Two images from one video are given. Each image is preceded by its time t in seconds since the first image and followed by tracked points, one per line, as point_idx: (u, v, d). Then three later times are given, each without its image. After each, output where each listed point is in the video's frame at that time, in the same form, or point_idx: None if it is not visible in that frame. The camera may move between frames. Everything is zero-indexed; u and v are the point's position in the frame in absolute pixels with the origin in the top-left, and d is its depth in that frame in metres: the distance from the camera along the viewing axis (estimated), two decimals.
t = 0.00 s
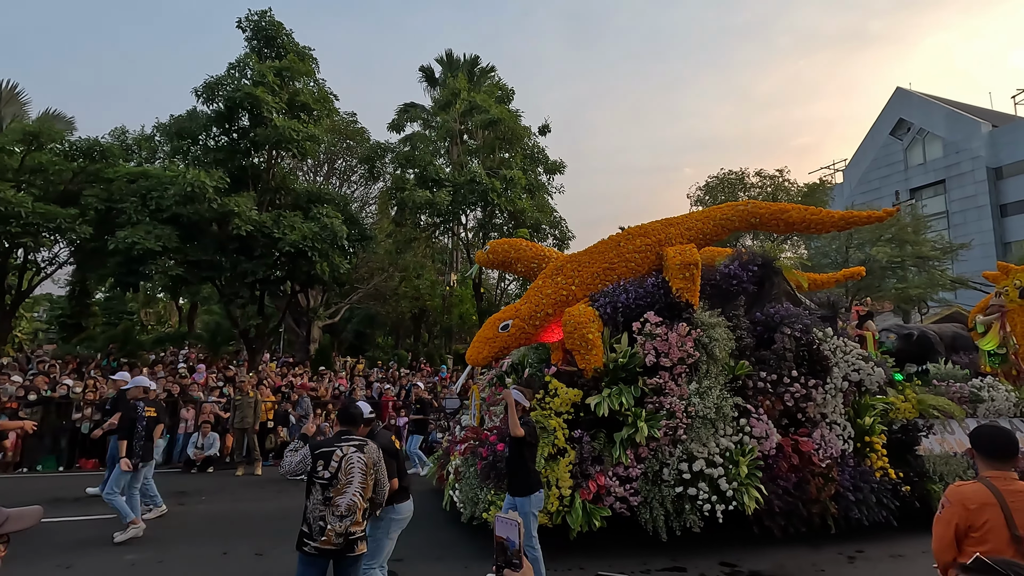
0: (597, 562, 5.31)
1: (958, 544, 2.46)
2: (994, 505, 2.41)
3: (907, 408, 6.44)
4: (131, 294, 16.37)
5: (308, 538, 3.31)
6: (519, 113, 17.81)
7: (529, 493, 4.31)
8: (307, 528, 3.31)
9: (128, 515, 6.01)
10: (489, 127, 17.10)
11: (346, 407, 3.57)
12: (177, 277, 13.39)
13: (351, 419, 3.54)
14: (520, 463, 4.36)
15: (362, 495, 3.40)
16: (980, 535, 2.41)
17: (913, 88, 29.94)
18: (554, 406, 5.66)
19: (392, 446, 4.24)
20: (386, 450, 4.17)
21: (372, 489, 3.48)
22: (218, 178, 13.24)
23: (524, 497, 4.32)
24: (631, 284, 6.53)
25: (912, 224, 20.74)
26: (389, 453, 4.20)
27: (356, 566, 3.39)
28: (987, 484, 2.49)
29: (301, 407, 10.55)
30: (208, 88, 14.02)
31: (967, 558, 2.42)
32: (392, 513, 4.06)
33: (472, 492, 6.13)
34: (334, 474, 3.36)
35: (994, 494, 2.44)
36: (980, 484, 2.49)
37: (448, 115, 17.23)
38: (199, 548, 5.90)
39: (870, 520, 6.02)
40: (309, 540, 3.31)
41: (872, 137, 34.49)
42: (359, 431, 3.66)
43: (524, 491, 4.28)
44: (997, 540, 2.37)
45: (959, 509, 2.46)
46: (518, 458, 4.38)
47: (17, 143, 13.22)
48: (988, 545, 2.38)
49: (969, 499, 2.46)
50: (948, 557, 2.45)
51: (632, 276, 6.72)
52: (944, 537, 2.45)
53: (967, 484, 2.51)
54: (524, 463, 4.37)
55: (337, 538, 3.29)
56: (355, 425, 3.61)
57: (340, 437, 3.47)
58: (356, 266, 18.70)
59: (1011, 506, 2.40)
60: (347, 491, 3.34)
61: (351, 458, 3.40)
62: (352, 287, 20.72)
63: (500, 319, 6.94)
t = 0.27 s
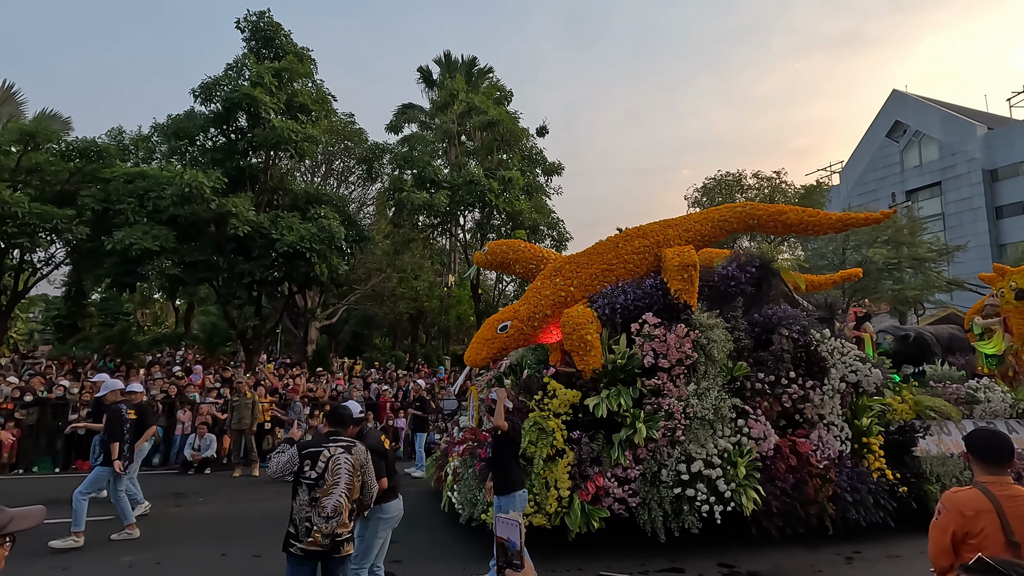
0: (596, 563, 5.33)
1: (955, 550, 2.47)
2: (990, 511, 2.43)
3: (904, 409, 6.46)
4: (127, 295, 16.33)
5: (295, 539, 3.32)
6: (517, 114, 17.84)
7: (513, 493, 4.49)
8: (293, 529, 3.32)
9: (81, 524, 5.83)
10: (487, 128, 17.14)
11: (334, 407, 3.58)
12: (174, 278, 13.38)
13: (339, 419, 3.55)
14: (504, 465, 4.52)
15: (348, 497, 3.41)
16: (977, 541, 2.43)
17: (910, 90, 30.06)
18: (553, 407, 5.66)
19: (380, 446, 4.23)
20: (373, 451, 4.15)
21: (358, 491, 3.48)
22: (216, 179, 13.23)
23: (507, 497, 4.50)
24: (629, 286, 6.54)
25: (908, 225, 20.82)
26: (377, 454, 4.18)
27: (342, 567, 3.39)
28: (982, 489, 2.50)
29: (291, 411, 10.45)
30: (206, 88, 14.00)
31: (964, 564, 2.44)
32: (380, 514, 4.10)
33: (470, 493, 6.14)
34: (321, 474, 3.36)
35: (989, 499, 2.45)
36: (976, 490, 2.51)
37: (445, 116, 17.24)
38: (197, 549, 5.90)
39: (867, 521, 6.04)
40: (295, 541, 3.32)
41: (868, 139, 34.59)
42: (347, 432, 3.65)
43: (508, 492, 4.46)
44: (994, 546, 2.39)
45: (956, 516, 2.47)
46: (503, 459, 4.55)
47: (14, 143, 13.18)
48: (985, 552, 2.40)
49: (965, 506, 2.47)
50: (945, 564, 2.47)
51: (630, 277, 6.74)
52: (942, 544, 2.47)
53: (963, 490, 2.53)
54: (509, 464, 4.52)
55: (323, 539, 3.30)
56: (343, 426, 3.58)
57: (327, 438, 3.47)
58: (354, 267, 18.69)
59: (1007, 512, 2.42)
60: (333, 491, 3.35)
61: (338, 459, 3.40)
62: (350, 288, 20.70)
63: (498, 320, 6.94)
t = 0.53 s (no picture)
0: (593, 563, 5.34)
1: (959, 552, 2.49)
2: (990, 510, 2.45)
3: (900, 409, 6.49)
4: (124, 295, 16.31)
5: (296, 538, 3.32)
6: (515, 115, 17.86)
7: (499, 494, 4.68)
8: (294, 528, 3.33)
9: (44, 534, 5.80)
10: (485, 129, 17.18)
11: (331, 406, 3.58)
12: (171, 278, 13.37)
13: (337, 418, 3.55)
14: (491, 467, 4.69)
15: (349, 493, 3.43)
16: (978, 542, 2.44)
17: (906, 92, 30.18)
18: (551, 406, 5.68)
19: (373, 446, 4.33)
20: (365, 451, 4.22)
21: (358, 488, 3.49)
22: (213, 178, 13.22)
23: (492, 498, 4.68)
24: (627, 286, 6.56)
25: (904, 226, 20.89)
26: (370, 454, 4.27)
27: (343, 563, 3.41)
28: (981, 489, 2.52)
29: (280, 409, 10.02)
30: (203, 88, 13.97)
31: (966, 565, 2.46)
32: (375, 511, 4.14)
33: (468, 493, 6.15)
34: (321, 473, 3.37)
35: (988, 499, 2.47)
36: (975, 490, 2.53)
37: (443, 116, 17.26)
38: (194, 549, 5.89)
39: (863, 520, 6.06)
40: (297, 540, 3.33)
41: (865, 140, 34.70)
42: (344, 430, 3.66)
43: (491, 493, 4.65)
44: (996, 545, 2.41)
45: (956, 516, 2.49)
46: (490, 462, 4.70)
47: (10, 143, 13.15)
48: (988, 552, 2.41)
49: (965, 506, 2.49)
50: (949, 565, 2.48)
51: (628, 277, 6.76)
52: (945, 546, 2.47)
53: (961, 490, 2.55)
54: (495, 465, 4.69)
55: (324, 537, 3.31)
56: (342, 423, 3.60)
57: (326, 436, 3.48)
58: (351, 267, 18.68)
59: (1007, 511, 2.44)
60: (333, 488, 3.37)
61: (337, 457, 3.41)
62: (347, 288, 20.68)
63: (496, 320, 6.94)
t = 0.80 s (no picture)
0: (591, 563, 5.34)
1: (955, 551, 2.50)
2: (984, 509, 2.46)
3: (897, 409, 6.50)
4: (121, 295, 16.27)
5: (297, 538, 3.32)
6: (514, 115, 17.88)
7: (491, 491, 4.60)
8: (295, 528, 3.32)
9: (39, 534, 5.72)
10: (484, 129, 17.21)
11: (327, 405, 3.57)
12: (168, 278, 13.34)
13: (334, 417, 3.55)
14: (485, 462, 4.66)
15: (349, 491, 3.43)
16: (974, 540, 2.45)
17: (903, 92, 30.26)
18: (550, 406, 5.68)
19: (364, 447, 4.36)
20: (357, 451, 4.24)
21: (357, 486, 3.50)
22: (211, 178, 13.20)
23: (485, 495, 4.60)
24: (625, 286, 6.56)
25: (902, 227, 20.94)
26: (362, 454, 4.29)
27: (344, 562, 3.41)
28: (975, 488, 2.53)
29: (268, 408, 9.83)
30: (201, 88, 13.95)
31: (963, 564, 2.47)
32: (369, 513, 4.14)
33: (466, 493, 6.16)
34: (322, 472, 3.37)
35: (982, 497, 2.48)
36: (969, 488, 2.54)
37: (442, 116, 17.26)
38: (191, 549, 5.89)
39: (861, 520, 6.07)
40: (298, 540, 3.32)
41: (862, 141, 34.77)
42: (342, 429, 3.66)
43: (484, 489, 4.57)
44: (991, 544, 2.41)
45: (950, 515, 2.50)
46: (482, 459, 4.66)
47: (7, 142, 13.13)
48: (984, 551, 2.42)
49: (960, 504, 2.50)
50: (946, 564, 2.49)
51: (626, 277, 6.76)
52: (941, 545, 2.48)
53: (956, 489, 2.56)
54: (488, 461, 4.66)
55: (326, 536, 3.31)
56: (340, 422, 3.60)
57: (325, 435, 3.49)
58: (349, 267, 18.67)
59: (1001, 509, 2.45)
60: (333, 487, 3.38)
61: (337, 456, 3.42)
62: (345, 288, 20.67)
63: (494, 320, 6.94)
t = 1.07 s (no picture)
0: (590, 564, 5.34)
1: (954, 552, 2.50)
2: (983, 510, 2.45)
3: (897, 409, 6.50)
4: (121, 295, 16.26)
5: (300, 539, 3.32)
6: (513, 115, 17.90)
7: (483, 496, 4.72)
8: (299, 530, 3.32)
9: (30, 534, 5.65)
10: (483, 129, 17.25)
11: (327, 406, 3.56)
12: (168, 278, 13.33)
13: (334, 417, 3.54)
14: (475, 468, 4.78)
15: (353, 491, 3.43)
16: (973, 542, 2.45)
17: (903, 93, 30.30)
18: (550, 406, 5.69)
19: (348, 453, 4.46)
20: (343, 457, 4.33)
21: (361, 485, 3.50)
22: (211, 178, 13.19)
23: (476, 500, 4.72)
24: (625, 286, 6.56)
25: (901, 227, 20.96)
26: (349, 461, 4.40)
27: (348, 562, 3.41)
28: (975, 489, 2.52)
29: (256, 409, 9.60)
30: (201, 88, 13.94)
31: (964, 566, 2.46)
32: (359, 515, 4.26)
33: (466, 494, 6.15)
34: (326, 473, 3.37)
35: (981, 498, 2.47)
36: (969, 490, 2.53)
37: (441, 117, 17.26)
38: (190, 550, 5.88)
39: (861, 521, 6.07)
40: (302, 541, 3.32)
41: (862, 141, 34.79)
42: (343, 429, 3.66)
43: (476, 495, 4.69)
44: (990, 545, 2.42)
45: (949, 517, 2.50)
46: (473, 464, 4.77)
47: (7, 142, 13.13)
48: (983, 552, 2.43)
49: (958, 506, 2.50)
50: (944, 565, 2.51)
51: (626, 278, 6.76)
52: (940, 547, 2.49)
53: (956, 490, 2.55)
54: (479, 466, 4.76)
55: (330, 536, 3.31)
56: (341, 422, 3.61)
57: (328, 436, 3.48)
58: (349, 267, 18.67)
59: (1001, 511, 2.44)
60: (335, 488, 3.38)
61: (341, 457, 3.42)
62: (345, 288, 20.66)
63: (494, 320, 6.93)
